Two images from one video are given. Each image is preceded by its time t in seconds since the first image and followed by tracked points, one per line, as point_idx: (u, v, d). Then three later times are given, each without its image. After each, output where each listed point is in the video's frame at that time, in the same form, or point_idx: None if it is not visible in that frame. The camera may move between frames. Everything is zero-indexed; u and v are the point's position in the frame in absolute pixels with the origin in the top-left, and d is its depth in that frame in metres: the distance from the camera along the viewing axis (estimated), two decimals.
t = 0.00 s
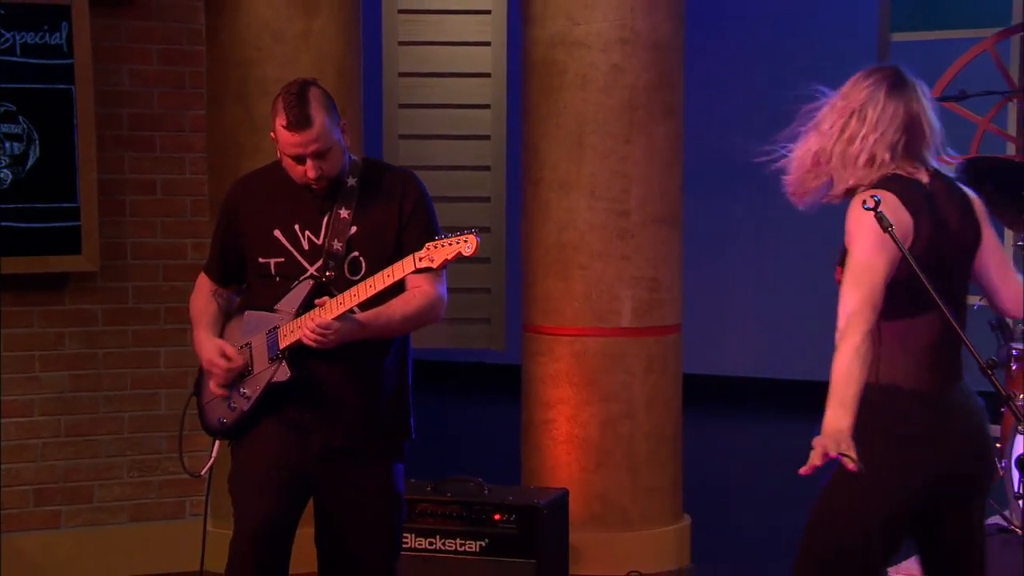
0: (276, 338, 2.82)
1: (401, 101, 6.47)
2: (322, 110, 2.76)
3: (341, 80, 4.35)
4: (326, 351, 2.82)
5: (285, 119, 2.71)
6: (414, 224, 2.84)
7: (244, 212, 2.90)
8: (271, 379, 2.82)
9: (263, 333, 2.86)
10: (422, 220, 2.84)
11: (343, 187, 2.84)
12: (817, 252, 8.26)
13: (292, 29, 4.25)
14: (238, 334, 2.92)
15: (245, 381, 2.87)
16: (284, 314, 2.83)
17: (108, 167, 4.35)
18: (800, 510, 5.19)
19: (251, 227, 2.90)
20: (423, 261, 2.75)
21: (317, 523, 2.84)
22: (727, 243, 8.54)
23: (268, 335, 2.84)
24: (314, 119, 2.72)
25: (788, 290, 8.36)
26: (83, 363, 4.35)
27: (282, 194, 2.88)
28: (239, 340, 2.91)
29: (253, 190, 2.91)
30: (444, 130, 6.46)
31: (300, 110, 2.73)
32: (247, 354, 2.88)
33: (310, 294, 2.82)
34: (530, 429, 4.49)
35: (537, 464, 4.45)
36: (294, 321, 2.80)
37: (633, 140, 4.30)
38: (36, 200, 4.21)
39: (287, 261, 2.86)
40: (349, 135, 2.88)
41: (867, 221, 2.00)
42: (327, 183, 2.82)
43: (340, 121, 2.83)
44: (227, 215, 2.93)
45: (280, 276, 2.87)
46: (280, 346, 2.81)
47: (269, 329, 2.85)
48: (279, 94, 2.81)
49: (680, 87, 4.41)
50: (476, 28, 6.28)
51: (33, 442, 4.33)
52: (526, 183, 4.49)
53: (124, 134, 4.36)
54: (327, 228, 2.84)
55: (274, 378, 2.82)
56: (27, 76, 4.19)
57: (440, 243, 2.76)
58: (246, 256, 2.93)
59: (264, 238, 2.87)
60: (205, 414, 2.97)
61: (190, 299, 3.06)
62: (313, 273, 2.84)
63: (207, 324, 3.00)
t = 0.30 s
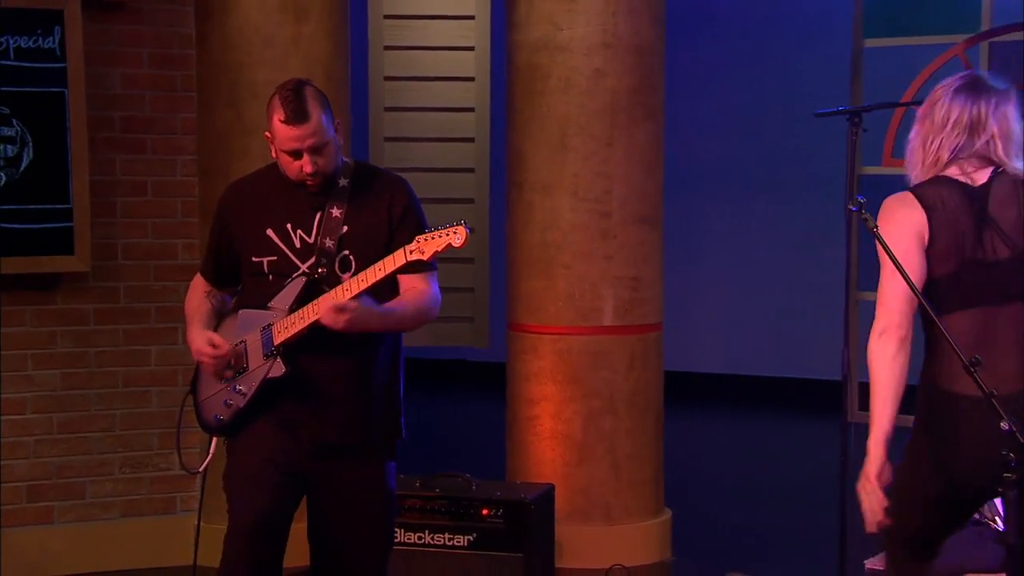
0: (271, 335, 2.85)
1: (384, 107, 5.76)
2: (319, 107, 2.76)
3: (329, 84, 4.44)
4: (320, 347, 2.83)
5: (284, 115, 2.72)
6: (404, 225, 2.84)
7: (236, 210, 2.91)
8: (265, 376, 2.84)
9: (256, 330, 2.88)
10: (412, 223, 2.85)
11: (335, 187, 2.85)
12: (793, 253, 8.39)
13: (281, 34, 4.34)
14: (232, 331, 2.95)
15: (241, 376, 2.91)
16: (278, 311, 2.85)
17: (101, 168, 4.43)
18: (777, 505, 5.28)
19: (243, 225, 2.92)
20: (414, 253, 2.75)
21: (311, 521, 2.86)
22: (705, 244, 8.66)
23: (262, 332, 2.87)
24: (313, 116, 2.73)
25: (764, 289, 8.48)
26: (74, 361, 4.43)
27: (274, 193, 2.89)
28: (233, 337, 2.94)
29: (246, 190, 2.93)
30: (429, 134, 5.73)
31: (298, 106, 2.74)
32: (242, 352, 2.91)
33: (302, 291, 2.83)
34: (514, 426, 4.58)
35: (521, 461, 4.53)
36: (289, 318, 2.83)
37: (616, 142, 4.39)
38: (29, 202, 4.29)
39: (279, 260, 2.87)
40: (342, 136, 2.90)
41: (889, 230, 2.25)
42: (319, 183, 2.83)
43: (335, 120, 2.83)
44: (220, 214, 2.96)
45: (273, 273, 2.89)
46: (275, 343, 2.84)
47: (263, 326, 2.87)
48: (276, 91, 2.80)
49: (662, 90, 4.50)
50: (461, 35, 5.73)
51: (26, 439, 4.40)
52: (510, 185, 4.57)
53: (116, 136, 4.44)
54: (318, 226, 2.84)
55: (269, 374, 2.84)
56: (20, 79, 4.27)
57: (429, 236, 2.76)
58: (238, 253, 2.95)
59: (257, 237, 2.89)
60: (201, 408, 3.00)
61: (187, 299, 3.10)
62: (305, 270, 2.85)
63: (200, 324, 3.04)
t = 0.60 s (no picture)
0: (293, 343, 2.91)
1: (392, 111, 6.36)
2: (336, 116, 2.81)
3: (339, 88, 4.52)
4: (341, 353, 2.90)
5: (302, 126, 2.77)
6: (417, 231, 2.89)
7: (254, 218, 2.97)
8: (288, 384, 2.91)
9: (278, 338, 2.95)
10: (426, 226, 2.89)
11: (351, 195, 2.90)
12: (792, 256, 8.48)
13: (291, 40, 4.42)
14: (248, 338, 3.02)
15: (262, 384, 2.97)
16: (299, 319, 2.92)
17: (115, 172, 4.51)
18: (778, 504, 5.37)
19: (261, 233, 2.96)
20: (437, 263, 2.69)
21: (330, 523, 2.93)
22: (706, 246, 8.74)
23: (284, 339, 2.93)
24: (331, 125, 2.78)
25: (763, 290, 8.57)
26: (89, 361, 4.51)
27: (290, 200, 2.94)
28: (251, 345, 3.01)
29: (262, 197, 2.98)
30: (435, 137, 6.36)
31: (316, 116, 2.79)
32: (263, 359, 2.98)
33: (323, 298, 2.89)
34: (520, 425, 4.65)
35: (527, 459, 4.61)
36: (312, 326, 2.89)
37: (620, 146, 4.47)
38: (45, 204, 4.36)
39: (297, 266, 2.93)
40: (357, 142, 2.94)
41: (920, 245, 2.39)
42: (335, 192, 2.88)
43: (352, 128, 2.89)
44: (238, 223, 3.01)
45: (291, 280, 2.94)
46: (298, 350, 2.91)
47: (285, 333, 2.93)
48: (294, 101, 2.86)
49: (665, 94, 4.58)
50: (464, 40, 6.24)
51: (41, 437, 4.48)
52: (517, 188, 4.65)
53: (130, 140, 4.52)
54: (335, 234, 2.89)
55: (294, 381, 2.91)
56: (37, 84, 4.34)
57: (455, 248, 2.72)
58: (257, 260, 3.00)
59: (274, 244, 2.94)
60: (221, 416, 3.06)
61: (200, 307, 3.17)
62: (322, 277, 2.91)
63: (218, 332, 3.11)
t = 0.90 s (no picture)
0: (311, 349, 2.96)
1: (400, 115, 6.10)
2: (357, 131, 2.82)
3: (351, 93, 4.58)
4: (361, 361, 2.96)
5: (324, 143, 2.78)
6: (439, 238, 2.97)
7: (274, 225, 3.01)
8: (305, 389, 2.96)
9: (296, 343, 2.99)
10: (446, 236, 2.97)
11: (371, 202, 2.96)
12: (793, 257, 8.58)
13: (304, 44, 4.49)
14: (266, 341, 3.07)
15: (279, 387, 3.02)
16: (318, 326, 2.96)
17: (131, 175, 4.57)
18: (783, 502, 5.44)
19: (280, 239, 3.01)
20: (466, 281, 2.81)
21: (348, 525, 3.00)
22: (709, 245, 8.85)
23: (301, 345, 2.97)
24: (352, 142, 2.79)
25: (765, 292, 8.69)
26: (104, 361, 4.57)
27: (310, 206, 2.99)
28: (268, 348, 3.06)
29: (281, 203, 3.02)
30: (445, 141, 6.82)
31: (337, 134, 2.80)
32: (278, 364, 3.02)
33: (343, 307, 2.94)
34: (529, 425, 4.72)
35: (537, 458, 4.67)
36: (331, 334, 2.94)
37: (628, 150, 4.53)
38: (62, 206, 4.42)
39: (318, 274, 2.98)
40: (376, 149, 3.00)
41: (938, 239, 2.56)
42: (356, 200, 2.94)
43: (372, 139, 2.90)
44: (257, 229, 3.05)
45: (311, 287, 3.00)
46: (315, 356, 2.95)
47: (302, 339, 2.98)
48: (315, 113, 2.86)
49: (672, 98, 4.64)
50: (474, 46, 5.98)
51: (58, 435, 4.54)
52: (526, 190, 4.71)
53: (145, 143, 4.58)
54: (356, 241, 2.95)
55: (309, 387, 2.96)
56: (54, 88, 4.39)
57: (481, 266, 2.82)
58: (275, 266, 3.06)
59: (294, 250, 2.99)
60: (236, 416, 3.12)
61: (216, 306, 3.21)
62: (344, 284, 2.97)
63: (233, 333, 3.14)
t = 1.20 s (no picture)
0: (338, 333, 2.88)
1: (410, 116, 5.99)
2: (385, 108, 2.84)
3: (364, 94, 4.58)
4: (385, 348, 2.90)
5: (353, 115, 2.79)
6: (462, 227, 2.92)
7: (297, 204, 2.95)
8: (332, 373, 2.89)
9: (320, 325, 2.92)
10: (468, 227, 2.93)
11: (395, 184, 2.90)
12: (801, 258, 8.61)
13: (317, 45, 4.48)
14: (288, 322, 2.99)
15: (302, 369, 2.95)
16: (343, 309, 2.90)
17: (144, 176, 4.57)
18: (796, 504, 5.44)
19: (302, 219, 2.95)
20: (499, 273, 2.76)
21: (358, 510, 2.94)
22: (718, 245, 8.86)
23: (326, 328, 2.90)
24: (381, 116, 2.81)
25: (772, 294, 8.71)
26: (118, 362, 4.56)
27: (333, 188, 2.93)
28: (290, 329, 2.98)
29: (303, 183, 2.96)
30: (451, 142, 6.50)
31: (365, 108, 2.81)
32: (302, 346, 2.95)
33: (368, 290, 2.88)
34: (543, 427, 4.71)
35: (550, 459, 4.67)
36: (355, 318, 2.87)
37: (642, 150, 4.51)
38: (75, 207, 4.41)
39: (339, 255, 2.92)
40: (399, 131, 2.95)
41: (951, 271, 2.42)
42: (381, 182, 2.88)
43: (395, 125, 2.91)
44: (278, 209, 2.99)
45: (332, 269, 2.93)
46: (342, 342, 2.88)
47: (326, 322, 2.91)
48: (339, 97, 2.88)
49: (686, 99, 4.63)
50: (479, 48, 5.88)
51: (71, 437, 4.53)
52: (539, 191, 4.70)
53: (159, 144, 4.58)
54: (380, 224, 2.89)
55: (336, 371, 2.89)
56: (68, 89, 4.39)
57: (514, 258, 2.78)
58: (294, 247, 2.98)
59: (316, 231, 2.92)
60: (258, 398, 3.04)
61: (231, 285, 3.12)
62: (366, 267, 2.91)
63: (253, 312, 3.06)
